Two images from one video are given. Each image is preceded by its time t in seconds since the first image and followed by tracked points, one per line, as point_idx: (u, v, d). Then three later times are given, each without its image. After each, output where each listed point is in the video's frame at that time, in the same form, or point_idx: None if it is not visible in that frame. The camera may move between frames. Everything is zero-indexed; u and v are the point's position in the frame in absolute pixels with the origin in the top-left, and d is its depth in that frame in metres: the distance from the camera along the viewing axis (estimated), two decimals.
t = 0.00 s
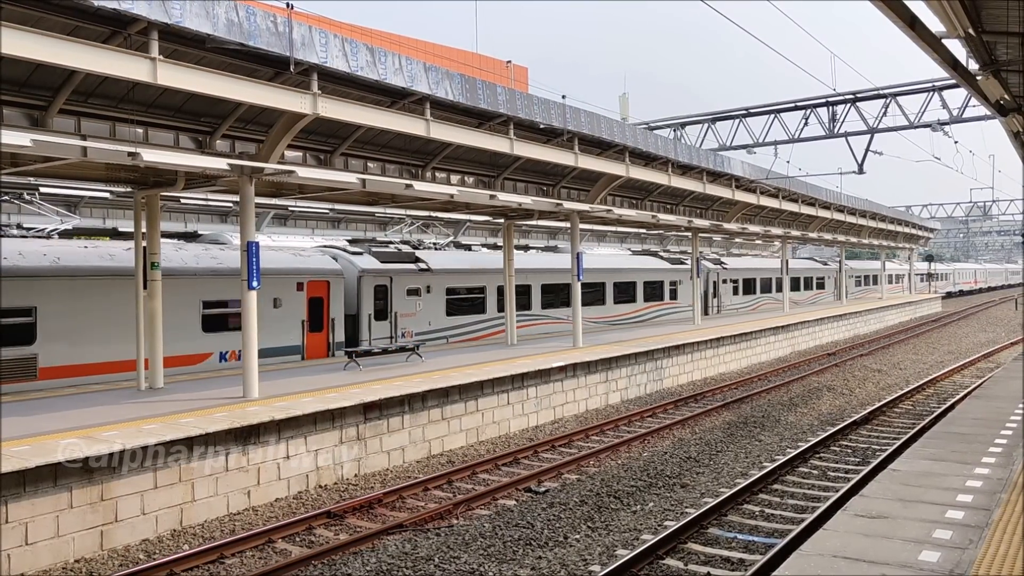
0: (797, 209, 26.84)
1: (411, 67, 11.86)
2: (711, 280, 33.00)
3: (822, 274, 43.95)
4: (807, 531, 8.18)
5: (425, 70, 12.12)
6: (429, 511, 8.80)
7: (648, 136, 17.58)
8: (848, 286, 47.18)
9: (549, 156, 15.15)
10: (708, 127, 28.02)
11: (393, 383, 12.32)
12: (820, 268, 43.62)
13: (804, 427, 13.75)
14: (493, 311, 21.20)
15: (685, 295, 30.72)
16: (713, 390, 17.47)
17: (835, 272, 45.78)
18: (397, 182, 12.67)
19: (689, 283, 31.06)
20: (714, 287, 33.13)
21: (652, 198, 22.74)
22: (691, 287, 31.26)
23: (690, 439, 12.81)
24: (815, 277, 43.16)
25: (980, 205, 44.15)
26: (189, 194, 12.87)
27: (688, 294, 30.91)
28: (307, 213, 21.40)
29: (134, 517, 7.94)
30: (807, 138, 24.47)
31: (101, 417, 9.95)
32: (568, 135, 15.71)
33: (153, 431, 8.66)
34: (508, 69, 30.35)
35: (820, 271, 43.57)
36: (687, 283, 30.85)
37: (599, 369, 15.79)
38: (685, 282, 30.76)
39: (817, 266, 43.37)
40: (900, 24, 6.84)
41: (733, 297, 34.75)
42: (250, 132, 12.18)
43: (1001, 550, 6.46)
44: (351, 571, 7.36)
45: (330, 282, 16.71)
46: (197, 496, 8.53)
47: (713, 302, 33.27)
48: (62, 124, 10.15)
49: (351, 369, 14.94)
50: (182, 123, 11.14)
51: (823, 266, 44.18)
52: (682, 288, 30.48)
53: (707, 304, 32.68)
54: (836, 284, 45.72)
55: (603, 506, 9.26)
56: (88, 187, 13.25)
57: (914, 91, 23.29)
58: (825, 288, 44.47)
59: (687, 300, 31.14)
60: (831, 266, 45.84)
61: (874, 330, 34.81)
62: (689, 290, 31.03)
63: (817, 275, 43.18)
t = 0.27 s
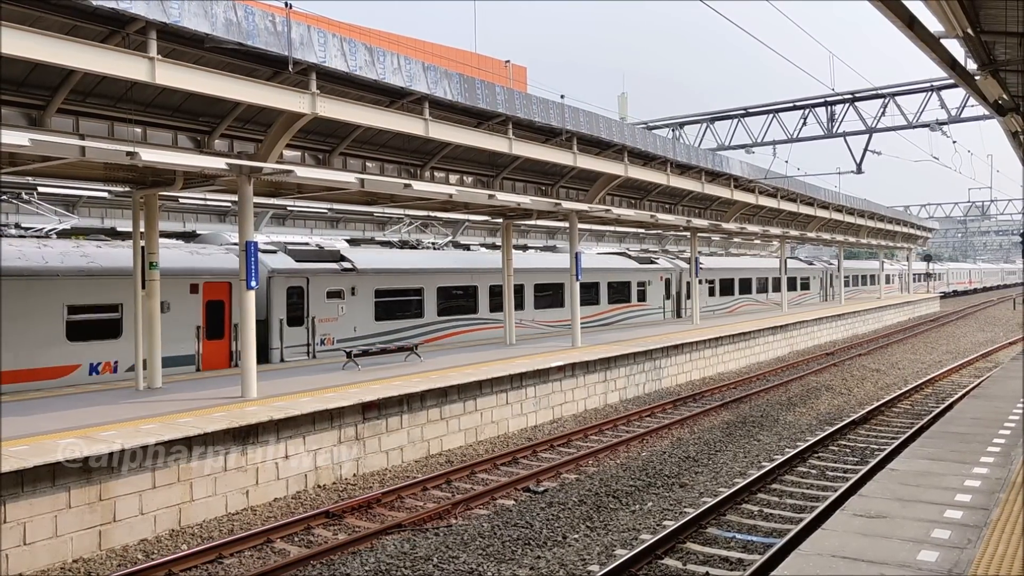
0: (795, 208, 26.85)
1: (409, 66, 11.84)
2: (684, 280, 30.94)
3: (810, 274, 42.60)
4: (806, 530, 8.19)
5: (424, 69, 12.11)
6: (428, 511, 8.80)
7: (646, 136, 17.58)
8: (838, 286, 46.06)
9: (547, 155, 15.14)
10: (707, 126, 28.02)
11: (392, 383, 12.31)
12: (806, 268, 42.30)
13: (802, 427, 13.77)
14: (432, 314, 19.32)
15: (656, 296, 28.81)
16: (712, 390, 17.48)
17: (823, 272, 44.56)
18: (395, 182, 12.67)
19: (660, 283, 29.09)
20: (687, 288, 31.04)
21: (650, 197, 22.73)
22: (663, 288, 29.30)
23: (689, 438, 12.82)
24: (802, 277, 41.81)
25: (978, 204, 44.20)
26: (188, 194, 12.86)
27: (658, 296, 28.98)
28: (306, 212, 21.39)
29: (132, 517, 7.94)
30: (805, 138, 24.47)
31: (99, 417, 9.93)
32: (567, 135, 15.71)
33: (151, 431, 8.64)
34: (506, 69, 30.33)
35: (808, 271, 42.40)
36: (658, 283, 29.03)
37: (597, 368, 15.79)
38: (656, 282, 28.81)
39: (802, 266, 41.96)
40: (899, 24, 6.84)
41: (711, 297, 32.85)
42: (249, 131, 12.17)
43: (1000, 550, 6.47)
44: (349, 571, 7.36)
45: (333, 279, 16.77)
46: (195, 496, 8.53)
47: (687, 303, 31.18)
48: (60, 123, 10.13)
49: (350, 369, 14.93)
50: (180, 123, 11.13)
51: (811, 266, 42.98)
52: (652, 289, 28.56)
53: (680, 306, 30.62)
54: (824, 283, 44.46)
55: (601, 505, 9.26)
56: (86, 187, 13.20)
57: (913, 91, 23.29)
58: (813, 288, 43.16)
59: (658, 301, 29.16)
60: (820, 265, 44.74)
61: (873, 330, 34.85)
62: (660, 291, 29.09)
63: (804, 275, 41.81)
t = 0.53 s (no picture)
0: (794, 208, 26.85)
1: (408, 65, 11.83)
2: (654, 279, 29.02)
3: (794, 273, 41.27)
4: (805, 530, 8.19)
5: (423, 69, 12.10)
6: (426, 510, 8.80)
7: (645, 136, 17.58)
8: (825, 287, 44.77)
9: (546, 155, 15.13)
10: (705, 126, 28.01)
11: (390, 383, 12.31)
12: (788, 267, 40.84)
13: (801, 427, 13.77)
14: (397, 317, 18.41)
15: (622, 297, 26.95)
16: (710, 389, 17.50)
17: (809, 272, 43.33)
18: (394, 182, 12.67)
19: (627, 284, 27.24)
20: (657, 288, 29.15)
21: (649, 197, 22.72)
22: (630, 290, 27.46)
23: (688, 438, 12.82)
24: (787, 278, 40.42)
25: (976, 204, 44.22)
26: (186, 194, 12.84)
27: (625, 297, 27.14)
28: (304, 211, 21.39)
29: (130, 517, 7.93)
30: (804, 138, 24.47)
31: (97, 416, 9.92)
32: (565, 135, 15.70)
33: (149, 430, 8.63)
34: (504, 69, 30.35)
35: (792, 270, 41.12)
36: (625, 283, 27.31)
37: (596, 368, 15.79)
38: (622, 283, 26.96)
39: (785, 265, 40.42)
40: (897, 24, 6.85)
41: (683, 298, 31.02)
42: (247, 131, 12.16)
43: (997, 549, 6.48)
44: (348, 571, 7.36)
45: (333, 279, 16.77)
46: (194, 496, 8.52)
47: (656, 305, 29.29)
48: (58, 123, 10.11)
49: (349, 368, 14.93)
50: (179, 122, 11.11)
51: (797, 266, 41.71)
52: (617, 290, 26.71)
53: (648, 308, 28.76)
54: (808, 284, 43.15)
55: (600, 505, 9.26)
56: (83, 185, 13.16)
57: (911, 91, 23.30)
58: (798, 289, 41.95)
59: (625, 303, 27.31)
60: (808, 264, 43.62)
61: (871, 329, 34.88)
62: (626, 291, 27.23)
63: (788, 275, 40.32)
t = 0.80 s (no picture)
0: (792, 208, 26.84)
1: (407, 64, 11.82)
2: (620, 279, 27.29)
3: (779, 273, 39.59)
4: (803, 530, 8.19)
5: (422, 68, 12.09)
6: (424, 510, 8.80)
7: (644, 135, 17.57)
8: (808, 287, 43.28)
9: (544, 154, 15.11)
10: (704, 125, 28.00)
11: (388, 382, 12.30)
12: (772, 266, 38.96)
13: (799, 427, 13.77)
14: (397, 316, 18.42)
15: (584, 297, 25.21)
16: (709, 389, 17.51)
17: (793, 271, 41.86)
18: (393, 181, 12.67)
19: (590, 284, 25.50)
20: (624, 288, 27.38)
21: (648, 196, 22.71)
22: (594, 290, 25.73)
23: (686, 437, 12.82)
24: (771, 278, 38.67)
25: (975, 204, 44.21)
26: (185, 192, 12.82)
27: (587, 298, 25.40)
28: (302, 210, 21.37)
29: (128, 516, 7.92)
30: (803, 137, 24.45)
31: (94, 416, 9.90)
32: (564, 134, 15.69)
33: (147, 430, 8.61)
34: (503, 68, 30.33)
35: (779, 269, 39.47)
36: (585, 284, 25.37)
37: (594, 368, 15.78)
38: (584, 283, 25.22)
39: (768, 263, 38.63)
40: (896, 24, 6.85)
41: (653, 299, 29.11)
42: (246, 130, 12.15)
43: (995, 549, 6.48)
44: (345, 570, 7.35)
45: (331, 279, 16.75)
46: (192, 495, 8.52)
47: (624, 306, 27.50)
48: (57, 122, 10.10)
49: (347, 367, 14.93)
50: (178, 121, 11.10)
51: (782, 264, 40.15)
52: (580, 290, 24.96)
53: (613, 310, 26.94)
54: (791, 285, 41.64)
55: (598, 505, 9.26)
56: (81, 184, 13.12)
57: (910, 91, 23.28)
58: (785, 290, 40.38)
59: (587, 304, 25.58)
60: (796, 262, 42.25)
61: (869, 329, 34.89)
62: (590, 291, 25.49)
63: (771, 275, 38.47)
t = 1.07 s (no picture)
0: (791, 208, 26.86)
1: (405, 64, 11.82)
2: (580, 279, 25.18)
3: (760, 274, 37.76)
4: (800, 530, 8.20)
5: (420, 68, 12.09)
6: (422, 509, 8.80)
7: (642, 135, 17.57)
8: (795, 288, 41.59)
9: (543, 154, 15.11)
10: (703, 126, 28.00)
11: (386, 382, 12.29)
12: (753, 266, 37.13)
13: (797, 427, 13.78)
14: (395, 315, 18.44)
15: (539, 300, 23.15)
16: (707, 389, 17.52)
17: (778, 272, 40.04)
18: (391, 180, 12.66)
19: (546, 286, 23.39)
20: (585, 290, 25.33)
21: (646, 196, 22.71)
22: (551, 292, 23.65)
23: (684, 438, 12.83)
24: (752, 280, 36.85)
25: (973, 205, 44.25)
26: (183, 192, 12.81)
27: (543, 300, 23.33)
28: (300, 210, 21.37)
29: (126, 516, 7.91)
30: (801, 138, 24.46)
31: (91, 415, 9.88)
32: (562, 134, 15.69)
33: (144, 429, 8.60)
34: (502, 68, 30.33)
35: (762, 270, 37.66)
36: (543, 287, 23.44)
37: (592, 368, 15.78)
38: (540, 285, 23.17)
39: (748, 265, 36.84)
40: (894, 24, 6.87)
41: (619, 302, 27.05)
42: (244, 129, 12.14)
43: (993, 549, 6.50)
44: (343, 570, 7.34)
45: (326, 278, 16.72)
46: (189, 495, 8.51)
47: (586, 309, 25.45)
48: (54, 121, 10.08)
49: (345, 367, 14.93)
50: (176, 120, 11.09)
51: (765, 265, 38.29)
52: (533, 292, 22.91)
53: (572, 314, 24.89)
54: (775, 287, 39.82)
55: (596, 505, 9.27)
56: (80, 183, 13.09)
57: (909, 92, 23.30)
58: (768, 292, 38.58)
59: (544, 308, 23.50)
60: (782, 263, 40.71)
61: (867, 330, 34.91)
62: (546, 293, 23.42)
63: (752, 277, 36.64)
